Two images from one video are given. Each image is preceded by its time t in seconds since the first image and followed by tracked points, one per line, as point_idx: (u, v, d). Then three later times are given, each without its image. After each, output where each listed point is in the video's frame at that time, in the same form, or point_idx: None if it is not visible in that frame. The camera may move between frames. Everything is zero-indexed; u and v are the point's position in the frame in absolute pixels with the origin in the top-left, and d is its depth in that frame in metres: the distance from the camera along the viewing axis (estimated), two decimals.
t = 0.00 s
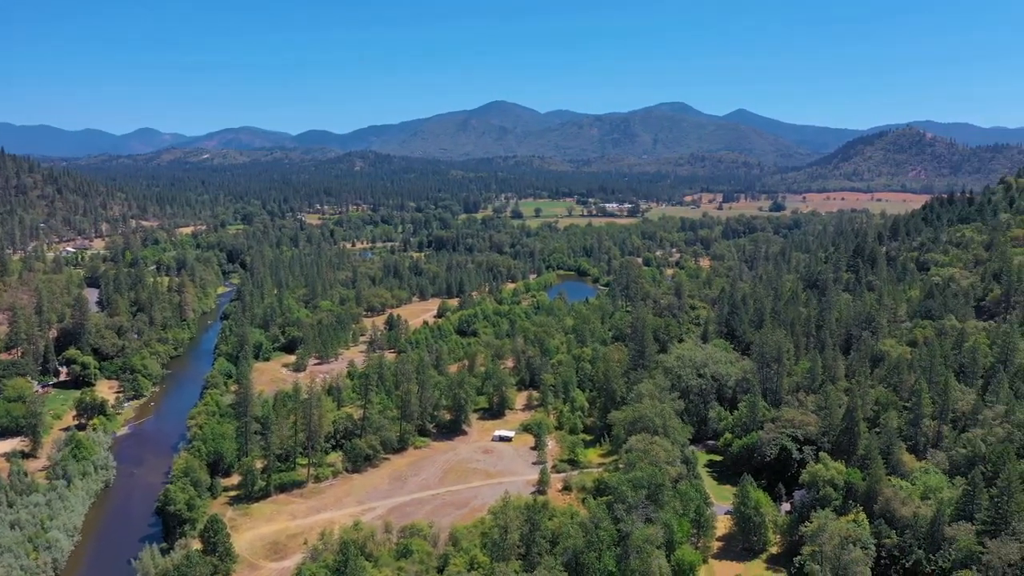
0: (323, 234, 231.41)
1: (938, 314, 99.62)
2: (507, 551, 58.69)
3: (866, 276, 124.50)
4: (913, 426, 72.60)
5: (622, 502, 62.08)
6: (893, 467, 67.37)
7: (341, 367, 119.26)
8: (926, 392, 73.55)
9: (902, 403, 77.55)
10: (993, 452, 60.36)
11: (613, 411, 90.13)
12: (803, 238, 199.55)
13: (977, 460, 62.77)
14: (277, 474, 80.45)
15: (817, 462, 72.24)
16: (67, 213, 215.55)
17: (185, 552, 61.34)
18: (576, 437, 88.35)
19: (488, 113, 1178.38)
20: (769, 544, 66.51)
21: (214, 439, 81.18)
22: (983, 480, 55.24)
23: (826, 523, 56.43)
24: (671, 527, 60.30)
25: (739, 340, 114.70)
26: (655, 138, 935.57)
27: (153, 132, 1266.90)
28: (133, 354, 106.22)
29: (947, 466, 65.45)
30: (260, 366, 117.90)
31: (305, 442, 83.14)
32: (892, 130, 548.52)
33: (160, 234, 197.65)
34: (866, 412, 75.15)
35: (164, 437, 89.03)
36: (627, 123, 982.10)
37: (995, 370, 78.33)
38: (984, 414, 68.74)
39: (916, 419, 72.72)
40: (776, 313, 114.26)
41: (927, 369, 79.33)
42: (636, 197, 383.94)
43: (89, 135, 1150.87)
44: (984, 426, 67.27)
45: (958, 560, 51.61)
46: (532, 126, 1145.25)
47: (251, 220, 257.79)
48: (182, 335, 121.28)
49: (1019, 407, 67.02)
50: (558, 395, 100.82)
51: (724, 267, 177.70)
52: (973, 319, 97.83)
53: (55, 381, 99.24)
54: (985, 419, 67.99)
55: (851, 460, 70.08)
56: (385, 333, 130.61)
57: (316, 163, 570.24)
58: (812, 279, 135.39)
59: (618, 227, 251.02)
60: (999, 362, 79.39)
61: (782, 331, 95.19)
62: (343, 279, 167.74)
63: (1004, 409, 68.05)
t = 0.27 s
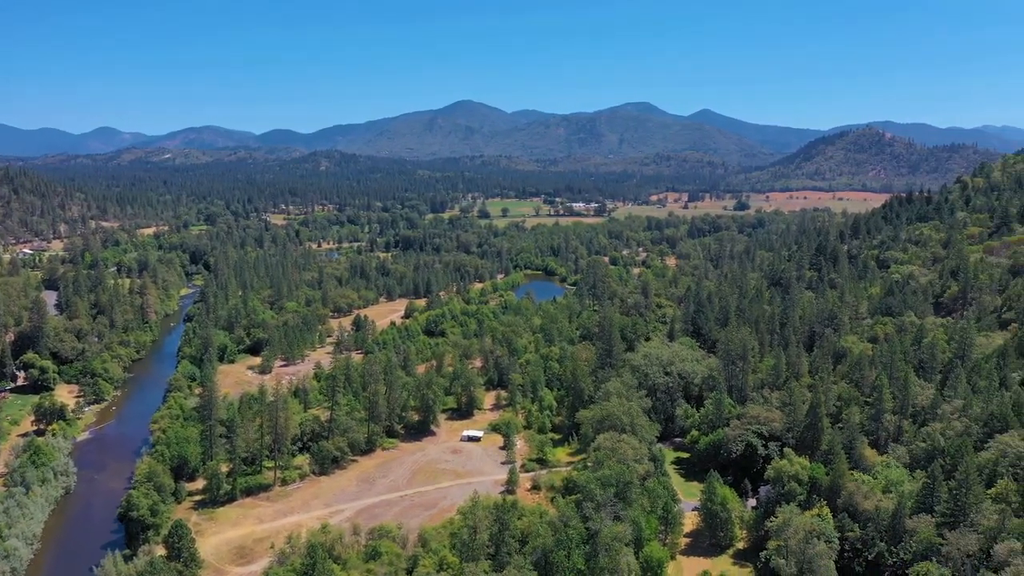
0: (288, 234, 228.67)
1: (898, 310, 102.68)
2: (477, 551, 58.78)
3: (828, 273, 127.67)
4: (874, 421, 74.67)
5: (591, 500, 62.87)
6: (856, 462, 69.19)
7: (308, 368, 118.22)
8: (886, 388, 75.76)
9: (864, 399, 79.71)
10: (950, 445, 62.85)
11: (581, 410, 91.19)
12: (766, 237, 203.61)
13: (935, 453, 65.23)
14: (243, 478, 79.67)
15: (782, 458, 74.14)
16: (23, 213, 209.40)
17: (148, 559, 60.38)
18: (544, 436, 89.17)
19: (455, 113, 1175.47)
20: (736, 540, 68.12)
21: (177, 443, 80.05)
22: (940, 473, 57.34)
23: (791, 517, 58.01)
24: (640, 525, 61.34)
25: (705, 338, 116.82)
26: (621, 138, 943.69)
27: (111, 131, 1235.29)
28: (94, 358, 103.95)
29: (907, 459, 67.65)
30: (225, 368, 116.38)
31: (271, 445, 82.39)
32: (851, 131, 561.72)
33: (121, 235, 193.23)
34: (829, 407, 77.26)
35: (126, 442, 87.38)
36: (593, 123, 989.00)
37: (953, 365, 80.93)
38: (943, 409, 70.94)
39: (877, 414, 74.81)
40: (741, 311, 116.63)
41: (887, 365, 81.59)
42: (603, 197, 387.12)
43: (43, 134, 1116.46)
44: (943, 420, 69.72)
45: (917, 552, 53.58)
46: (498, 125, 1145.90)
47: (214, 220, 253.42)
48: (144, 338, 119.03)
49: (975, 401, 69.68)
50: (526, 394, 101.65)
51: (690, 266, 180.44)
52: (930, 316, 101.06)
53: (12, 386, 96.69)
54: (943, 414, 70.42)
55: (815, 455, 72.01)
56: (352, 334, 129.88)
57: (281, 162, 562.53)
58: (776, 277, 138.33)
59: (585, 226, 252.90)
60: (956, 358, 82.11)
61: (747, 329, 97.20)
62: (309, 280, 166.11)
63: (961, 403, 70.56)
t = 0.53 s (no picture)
0: (255, 235, 225.74)
1: (862, 308, 105.53)
2: (448, 551, 58.76)
3: (793, 272, 130.49)
4: (840, 417, 76.66)
5: (562, 499, 63.58)
6: (823, 457, 71.42)
7: (276, 370, 117.18)
8: (851, 384, 77.75)
9: (830, 395, 81.70)
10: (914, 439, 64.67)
11: (551, 409, 92.12)
12: (732, 236, 207.16)
13: (899, 448, 67.30)
14: (210, 482, 78.89)
15: (750, 455, 76.08)
16: None
17: (114, 565, 59.42)
18: (515, 436, 89.89)
19: (424, 113, 1170.54)
20: (706, 536, 69.76)
21: (143, 448, 78.98)
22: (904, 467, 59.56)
23: (760, 513, 59.36)
24: (611, 523, 62.29)
25: (673, 336, 118.68)
26: (590, 138, 949.75)
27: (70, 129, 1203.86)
28: (56, 361, 101.75)
29: (871, 454, 69.74)
30: (191, 371, 114.84)
31: (239, 449, 81.65)
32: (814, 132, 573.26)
33: (83, 237, 188.88)
34: (795, 404, 79.28)
35: (89, 447, 85.80)
36: (562, 124, 993.59)
37: (915, 361, 83.34)
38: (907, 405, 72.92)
39: (843, 410, 76.59)
40: (708, 309, 118.69)
41: (851, 362, 83.56)
42: (572, 197, 389.31)
43: None
44: (906, 416, 72.56)
45: (882, 544, 55.52)
46: (468, 125, 1144.15)
47: (180, 221, 248.96)
48: (107, 341, 116.82)
49: (937, 398, 72.95)
50: (496, 395, 102.36)
51: (658, 265, 182.74)
52: (892, 312, 104.03)
53: None
54: (907, 409, 73.09)
55: (782, 451, 73.86)
56: (320, 335, 129.03)
57: (247, 162, 554.37)
58: (743, 276, 141.02)
59: (555, 226, 254.18)
60: (918, 354, 84.71)
61: (715, 327, 99.02)
62: (277, 281, 164.43)
63: (924, 398, 73.64)
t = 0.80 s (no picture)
0: (223, 235, 222.75)
1: (828, 305, 108.31)
2: (420, 553, 59.27)
3: (761, 271, 133.36)
4: (807, 413, 78.59)
5: (533, 498, 64.44)
6: (790, 453, 72.39)
7: (244, 372, 116.10)
8: (818, 381, 79.82)
9: (797, 392, 83.78)
10: (879, 435, 66.90)
11: (523, 408, 92.96)
12: (700, 235, 210.43)
13: (865, 443, 69.36)
14: (178, 486, 78.17)
15: (719, 452, 77.86)
16: None
17: (79, 571, 58.46)
18: (487, 436, 90.56)
19: (393, 112, 1163.94)
20: (676, 533, 71.24)
21: (108, 453, 77.94)
22: (870, 462, 60.83)
23: (730, 510, 60.97)
24: (582, 522, 63.33)
25: (643, 335, 120.53)
26: (560, 138, 954.14)
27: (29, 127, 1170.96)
28: (17, 366, 99.70)
29: (838, 449, 71.76)
30: (158, 374, 113.38)
31: (207, 452, 80.97)
32: (781, 131, 583.62)
33: (44, 238, 184.66)
34: (763, 401, 81.18)
35: (53, 452, 84.35)
36: (532, 123, 996.28)
37: (879, 357, 85.78)
38: (871, 401, 75.09)
39: (810, 406, 78.57)
40: (677, 308, 120.73)
41: (819, 358, 85.67)
42: (543, 196, 391.26)
43: None
44: (872, 411, 73.93)
45: (850, 539, 56.82)
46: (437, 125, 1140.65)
47: (144, 221, 244.66)
48: (71, 344, 114.72)
49: (901, 391, 74.46)
50: (468, 395, 102.99)
51: (628, 264, 184.84)
52: (857, 310, 107.08)
53: None
54: (872, 405, 74.49)
55: (751, 447, 75.71)
56: (290, 336, 128.25)
57: (213, 162, 545.67)
58: (712, 274, 143.56)
59: (526, 225, 255.36)
60: (883, 351, 87.24)
61: (684, 326, 100.79)
62: (245, 282, 162.82)
63: (889, 393, 75.13)
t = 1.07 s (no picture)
0: (192, 236, 219.47)
1: (799, 304, 110.57)
2: (395, 554, 58.52)
3: (732, 269, 135.52)
4: (779, 410, 80.22)
5: (508, 498, 65.06)
6: (763, 450, 74.14)
7: (215, 374, 114.93)
8: (789, 378, 81.55)
9: (768, 389, 85.50)
10: (850, 431, 68.59)
11: (497, 408, 93.53)
12: (673, 235, 212.75)
13: (836, 439, 71.24)
14: (148, 490, 77.36)
15: (692, 449, 79.27)
16: None
17: None
18: (461, 436, 90.96)
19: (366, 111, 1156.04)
20: (650, 531, 72.28)
21: (76, 457, 76.84)
22: (840, 458, 62.76)
23: (703, 507, 62.15)
24: (557, 520, 64.24)
25: (616, 334, 121.89)
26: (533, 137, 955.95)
27: None
28: None
29: (809, 446, 73.47)
30: (127, 377, 111.81)
31: (178, 455, 80.26)
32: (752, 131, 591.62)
33: (7, 239, 180.54)
34: (736, 398, 82.67)
35: (19, 457, 82.92)
36: (506, 123, 996.89)
37: (849, 354, 87.71)
38: (841, 397, 76.98)
39: (782, 403, 80.25)
40: (651, 307, 122.27)
41: (790, 355, 87.30)
42: (516, 196, 392.15)
43: None
44: (841, 408, 75.41)
45: (820, 534, 58.36)
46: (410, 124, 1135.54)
47: (112, 222, 240.30)
48: (36, 347, 112.64)
49: (870, 388, 76.38)
50: (442, 395, 103.31)
51: (602, 263, 186.26)
52: (827, 307, 109.55)
53: None
54: (842, 401, 76.41)
55: (723, 444, 76.96)
56: (262, 338, 127.28)
57: (182, 161, 536.95)
58: (684, 273, 145.46)
59: (500, 225, 255.92)
60: (853, 347, 89.26)
61: (657, 325, 102.17)
62: (216, 283, 161.00)
63: (858, 390, 76.73)
